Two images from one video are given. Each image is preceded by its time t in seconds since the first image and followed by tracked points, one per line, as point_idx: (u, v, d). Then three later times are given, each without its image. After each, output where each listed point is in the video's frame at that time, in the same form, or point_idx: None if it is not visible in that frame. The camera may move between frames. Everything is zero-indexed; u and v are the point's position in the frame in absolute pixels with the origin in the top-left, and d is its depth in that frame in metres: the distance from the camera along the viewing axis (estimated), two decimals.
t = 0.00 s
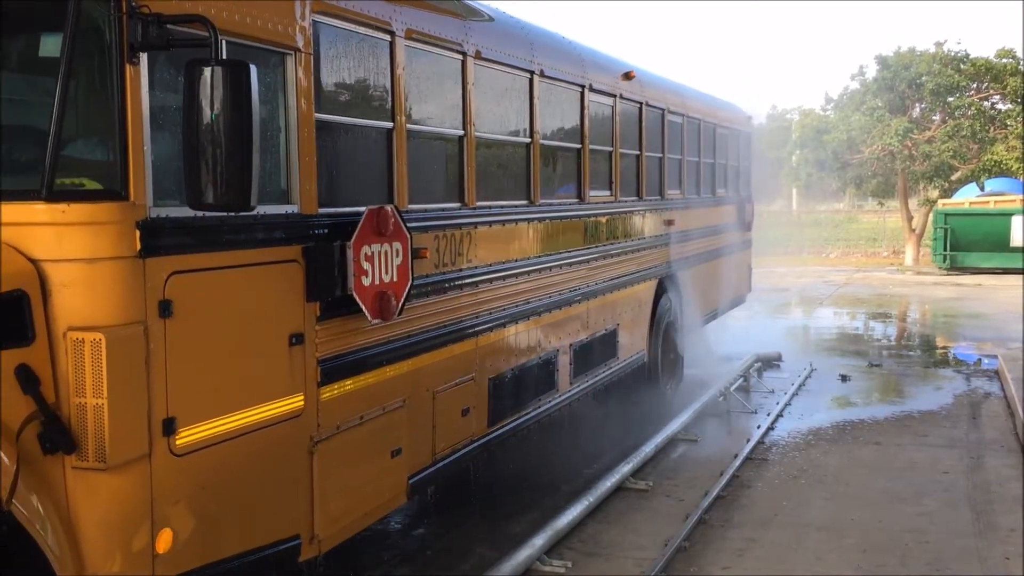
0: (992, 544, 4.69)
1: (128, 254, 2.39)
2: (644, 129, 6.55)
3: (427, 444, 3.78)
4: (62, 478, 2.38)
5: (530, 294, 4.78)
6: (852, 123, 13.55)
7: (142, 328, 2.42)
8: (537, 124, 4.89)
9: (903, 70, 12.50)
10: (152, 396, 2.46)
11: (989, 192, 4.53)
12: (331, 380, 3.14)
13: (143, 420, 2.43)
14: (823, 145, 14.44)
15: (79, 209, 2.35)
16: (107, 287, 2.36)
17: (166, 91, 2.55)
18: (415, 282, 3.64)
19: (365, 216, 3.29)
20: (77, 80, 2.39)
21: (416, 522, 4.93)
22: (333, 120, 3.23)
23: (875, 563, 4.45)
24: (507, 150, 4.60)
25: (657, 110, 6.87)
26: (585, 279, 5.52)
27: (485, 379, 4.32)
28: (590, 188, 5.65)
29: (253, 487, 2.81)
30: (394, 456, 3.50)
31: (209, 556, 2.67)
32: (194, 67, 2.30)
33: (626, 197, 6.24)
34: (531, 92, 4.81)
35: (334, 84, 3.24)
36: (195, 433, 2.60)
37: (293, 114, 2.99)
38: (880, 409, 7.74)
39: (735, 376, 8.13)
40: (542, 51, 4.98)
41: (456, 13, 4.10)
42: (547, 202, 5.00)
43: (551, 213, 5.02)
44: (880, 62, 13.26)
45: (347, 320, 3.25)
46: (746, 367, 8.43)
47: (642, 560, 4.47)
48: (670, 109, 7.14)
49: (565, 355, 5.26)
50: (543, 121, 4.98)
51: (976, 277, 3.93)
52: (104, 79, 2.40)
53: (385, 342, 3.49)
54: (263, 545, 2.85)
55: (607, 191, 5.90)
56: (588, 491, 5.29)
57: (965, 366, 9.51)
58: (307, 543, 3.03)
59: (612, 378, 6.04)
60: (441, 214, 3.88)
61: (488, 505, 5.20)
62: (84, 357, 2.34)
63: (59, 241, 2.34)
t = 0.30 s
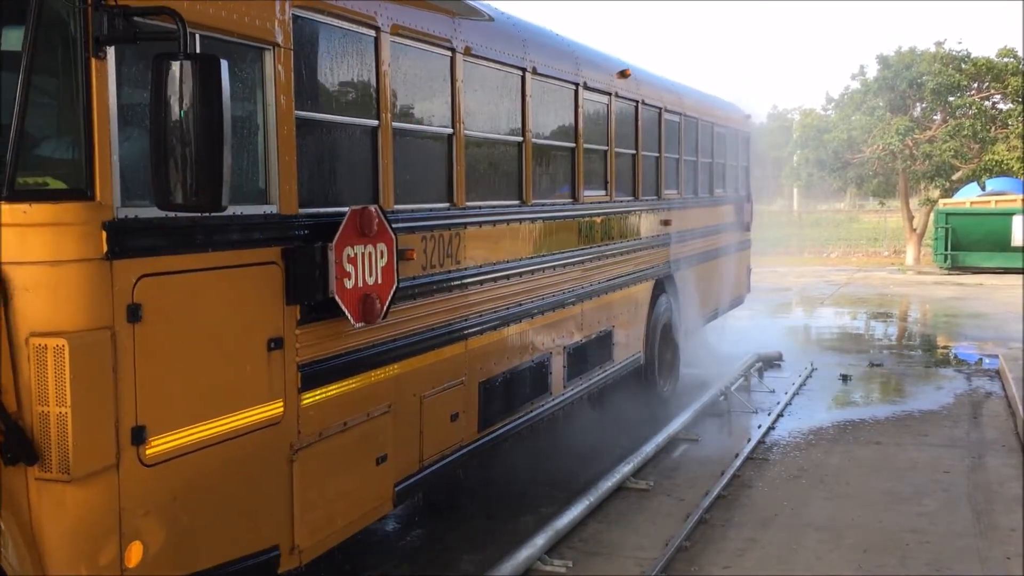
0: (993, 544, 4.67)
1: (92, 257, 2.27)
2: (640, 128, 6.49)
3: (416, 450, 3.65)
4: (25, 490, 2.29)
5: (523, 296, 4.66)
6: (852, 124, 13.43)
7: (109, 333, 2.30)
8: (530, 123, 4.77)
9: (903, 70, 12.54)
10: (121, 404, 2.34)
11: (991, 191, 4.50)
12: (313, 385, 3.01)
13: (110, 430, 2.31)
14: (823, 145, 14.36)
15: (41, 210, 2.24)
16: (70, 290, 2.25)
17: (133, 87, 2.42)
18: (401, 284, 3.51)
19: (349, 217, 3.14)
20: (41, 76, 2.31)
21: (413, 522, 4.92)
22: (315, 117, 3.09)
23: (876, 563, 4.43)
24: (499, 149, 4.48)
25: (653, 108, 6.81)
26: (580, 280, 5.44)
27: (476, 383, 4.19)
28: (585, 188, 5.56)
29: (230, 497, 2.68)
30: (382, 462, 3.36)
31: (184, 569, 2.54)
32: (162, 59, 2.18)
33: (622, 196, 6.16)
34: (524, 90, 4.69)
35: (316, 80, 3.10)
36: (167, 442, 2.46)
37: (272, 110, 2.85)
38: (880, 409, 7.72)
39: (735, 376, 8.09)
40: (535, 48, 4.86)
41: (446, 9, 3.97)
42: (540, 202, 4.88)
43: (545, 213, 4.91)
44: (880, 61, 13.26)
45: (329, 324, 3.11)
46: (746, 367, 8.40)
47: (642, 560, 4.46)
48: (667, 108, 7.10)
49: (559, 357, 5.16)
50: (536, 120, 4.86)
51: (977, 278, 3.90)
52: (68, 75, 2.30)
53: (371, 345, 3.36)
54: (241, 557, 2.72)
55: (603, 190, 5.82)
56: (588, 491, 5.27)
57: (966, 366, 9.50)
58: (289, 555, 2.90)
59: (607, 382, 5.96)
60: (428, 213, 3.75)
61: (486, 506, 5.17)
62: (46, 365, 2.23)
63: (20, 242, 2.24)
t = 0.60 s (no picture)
0: (994, 542, 4.66)
1: (56, 257, 2.18)
2: (635, 126, 6.45)
3: (400, 454, 3.58)
4: None
5: (512, 297, 4.60)
6: (853, 121, 13.43)
7: (74, 336, 2.20)
8: (521, 119, 4.70)
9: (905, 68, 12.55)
10: (88, 410, 2.23)
11: (990, 189, 4.49)
12: (292, 389, 2.94)
13: (76, 438, 2.21)
14: (824, 143, 14.30)
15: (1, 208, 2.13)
16: (32, 293, 2.14)
17: (101, 80, 2.34)
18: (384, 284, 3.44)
19: (331, 216, 3.07)
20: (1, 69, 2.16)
21: (412, 521, 4.92)
22: (294, 113, 3.02)
23: (877, 562, 4.43)
24: (489, 146, 4.41)
25: (649, 105, 6.76)
26: (573, 280, 5.38)
27: (463, 386, 4.12)
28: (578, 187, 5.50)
29: (204, 505, 2.59)
30: (364, 467, 3.30)
31: None
32: (127, 52, 2.10)
33: (616, 194, 6.11)
34: (515, 85, 4.61)
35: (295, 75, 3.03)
36: (137, 450, 2.37)
37: (249, 105, 2.78)
38: (880, 408, 7.69)
39: (736, 374, 8.08)
40: (526, 44, 4.78)
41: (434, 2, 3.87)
42: (531, 200, 4.82)
43: (538, 212, 4.86)
44: (881, 59, 13.24)
45: (309, 326, 3.04)
46: (746, 366, 8.39)
47: (643, 558, 4.45)
48: (663, 105, 7.06)
49: (552, 357, 5.10)
50: (527, 116, 4.78)
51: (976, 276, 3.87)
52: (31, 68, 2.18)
53: (354, 348, 3.30)
54: (215, 567, 2.63)
55: (597, 189, 5.78)
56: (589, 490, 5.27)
57: (967, 365, 9.48)
58: (267, 563, 2.82)
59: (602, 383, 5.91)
60: (414, 212, 3.68)
61: (484, 507, 5.16)
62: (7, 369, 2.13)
63: None
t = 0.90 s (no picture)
0: (991, 541, 4.66)
1: (14, 260, 2.08)
2: (628, 125, 6.40)
3: (383, 462, 3.49)
4: None
5: (500, 300, 4.52)
6: (849, 121, 13.41)
7: (34, 343, 2.10)
8: (509, 117, 4.62)
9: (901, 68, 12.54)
10: (50, 421, 2.14)
11: (986, 189, 4.45)
12: (267, 396, 2.85)
13: (36, 450, 2.11)
14: (821, 143, 14.26)
15: None
16: None
17: (60, 76, 2.25)
18: (365, 286, 3.35)
19: (310, 216, 2.96)
20: None
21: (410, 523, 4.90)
22: (270, 110, 2.93)
23: (873, 561, 4.43)
24: (477, 145, 4.33)
25: (642, 104, 6.72)
26: (564, 282, 5.32)
27: (450, 391, 4.04)
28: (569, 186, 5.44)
29: (175, 518, 2.50)
30: (346, 476, 3.21)
31: None
32: (85, 46, 2.02)
33: (608, 194, 6.05)
34: (503, 83, 4.53)
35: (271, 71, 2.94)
36: (101, 460, 2.27)
37: (222, 102, 2.68)
38: (876, 408, 7.67)
39: (733, 375, 8.07)
40: (514, 41, 4.70)
41: None
42: (520, 200, 4.74)
43: (527, 212, 4.79)
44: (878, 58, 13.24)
45: (284, 330, 2.94)
46: (743, 366, 8.38)
47: (640, 557, 4.45)
48: (656, 104, 7.02)
49: (541, 359, 5.03)
50: (516, 115, 4.71)
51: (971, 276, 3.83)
52: None
53: (334, 353, 3.22)
54: None
55: (588, 188, 5.73)
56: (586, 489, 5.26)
57: (963, 364, 9.48)
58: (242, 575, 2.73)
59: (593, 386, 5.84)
60: (397, 212, 3.60)
61: (477, 510, 5.14)
62: None
63: None
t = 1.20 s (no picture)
0: (987, 540, 4.66)
1: None
2: (619, 124, 6.36)
3: (365, 469, 3.38)
4: None
5: (487, 301, 4.42)
6: (845, 121, 13.44)
7: None
8: (496, 114, 4.53)
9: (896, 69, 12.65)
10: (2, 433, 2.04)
11: (981, 189, 4.44)
12: (240, 404, 2.74)
13: None
14: (817, 143, 14.30)
15: None
16: None
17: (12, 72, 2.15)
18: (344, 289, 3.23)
19: (284, 217, 2.85)
20: None
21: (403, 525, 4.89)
22: (243, 107, 2.81)
23: (869, 560, 4.42)
24: (463, 143, 4.23)
25: (634, 103, 6.67)
26: (553, 283, 5.24)
27: (435, 395, 3.93)
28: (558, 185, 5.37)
29: (139, 532, 2.39)
30: (324, 485, 3.10)
31: None
32: (40, 37, 1.89)
33: (598, 194, 6.00)
34: (490, 81, 4.44)
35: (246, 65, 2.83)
36: (57, 472, 2.17)
37: (191, 98, 2.56)
38: (872, 407, 7.67)
39: (729, 374, 8.06)
40: (502, 37, 4.62)
41: None
42: (508, 200, 4.66)
43: (515, 212, 4.71)
44: (873, 59, 13.28)
45: (257, 334, 2.82)
46: (740, 365, 8.38)
47: (637, 557, 4.44)
48: (649, 102, 6.97)
49: (530, 360, 4.94)
50: (504, 113, 4.62)
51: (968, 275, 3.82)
52: None
53: (313, 358, 3.11)
54: None
55: (579, 188, 5.67)
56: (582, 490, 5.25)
57: (959, 364, 9.50)
58: None
59: (584, 389, 5.75)
60: (379, 213, 3.49)
61: (468, 513, 5.11)
62: None
63: None
